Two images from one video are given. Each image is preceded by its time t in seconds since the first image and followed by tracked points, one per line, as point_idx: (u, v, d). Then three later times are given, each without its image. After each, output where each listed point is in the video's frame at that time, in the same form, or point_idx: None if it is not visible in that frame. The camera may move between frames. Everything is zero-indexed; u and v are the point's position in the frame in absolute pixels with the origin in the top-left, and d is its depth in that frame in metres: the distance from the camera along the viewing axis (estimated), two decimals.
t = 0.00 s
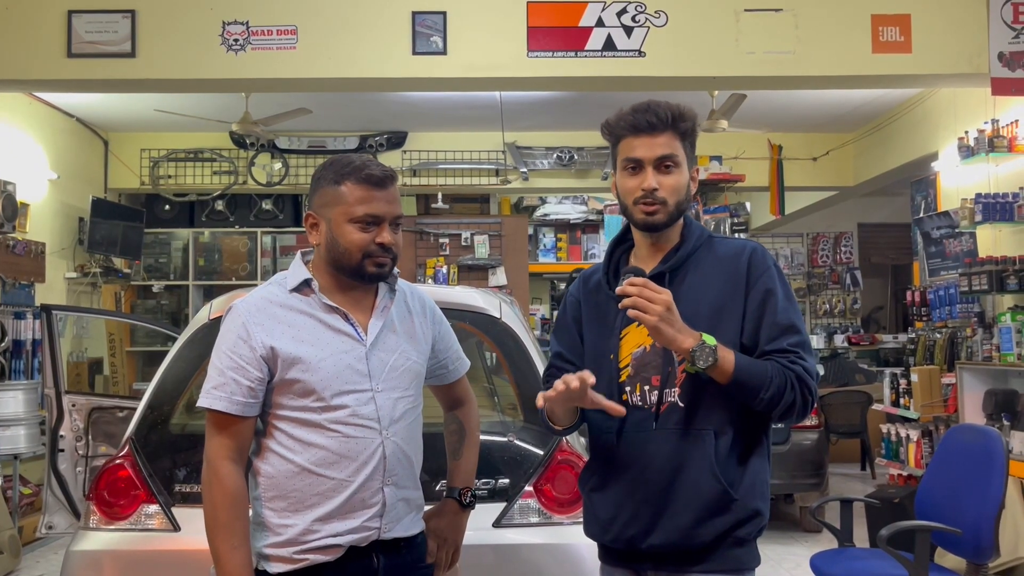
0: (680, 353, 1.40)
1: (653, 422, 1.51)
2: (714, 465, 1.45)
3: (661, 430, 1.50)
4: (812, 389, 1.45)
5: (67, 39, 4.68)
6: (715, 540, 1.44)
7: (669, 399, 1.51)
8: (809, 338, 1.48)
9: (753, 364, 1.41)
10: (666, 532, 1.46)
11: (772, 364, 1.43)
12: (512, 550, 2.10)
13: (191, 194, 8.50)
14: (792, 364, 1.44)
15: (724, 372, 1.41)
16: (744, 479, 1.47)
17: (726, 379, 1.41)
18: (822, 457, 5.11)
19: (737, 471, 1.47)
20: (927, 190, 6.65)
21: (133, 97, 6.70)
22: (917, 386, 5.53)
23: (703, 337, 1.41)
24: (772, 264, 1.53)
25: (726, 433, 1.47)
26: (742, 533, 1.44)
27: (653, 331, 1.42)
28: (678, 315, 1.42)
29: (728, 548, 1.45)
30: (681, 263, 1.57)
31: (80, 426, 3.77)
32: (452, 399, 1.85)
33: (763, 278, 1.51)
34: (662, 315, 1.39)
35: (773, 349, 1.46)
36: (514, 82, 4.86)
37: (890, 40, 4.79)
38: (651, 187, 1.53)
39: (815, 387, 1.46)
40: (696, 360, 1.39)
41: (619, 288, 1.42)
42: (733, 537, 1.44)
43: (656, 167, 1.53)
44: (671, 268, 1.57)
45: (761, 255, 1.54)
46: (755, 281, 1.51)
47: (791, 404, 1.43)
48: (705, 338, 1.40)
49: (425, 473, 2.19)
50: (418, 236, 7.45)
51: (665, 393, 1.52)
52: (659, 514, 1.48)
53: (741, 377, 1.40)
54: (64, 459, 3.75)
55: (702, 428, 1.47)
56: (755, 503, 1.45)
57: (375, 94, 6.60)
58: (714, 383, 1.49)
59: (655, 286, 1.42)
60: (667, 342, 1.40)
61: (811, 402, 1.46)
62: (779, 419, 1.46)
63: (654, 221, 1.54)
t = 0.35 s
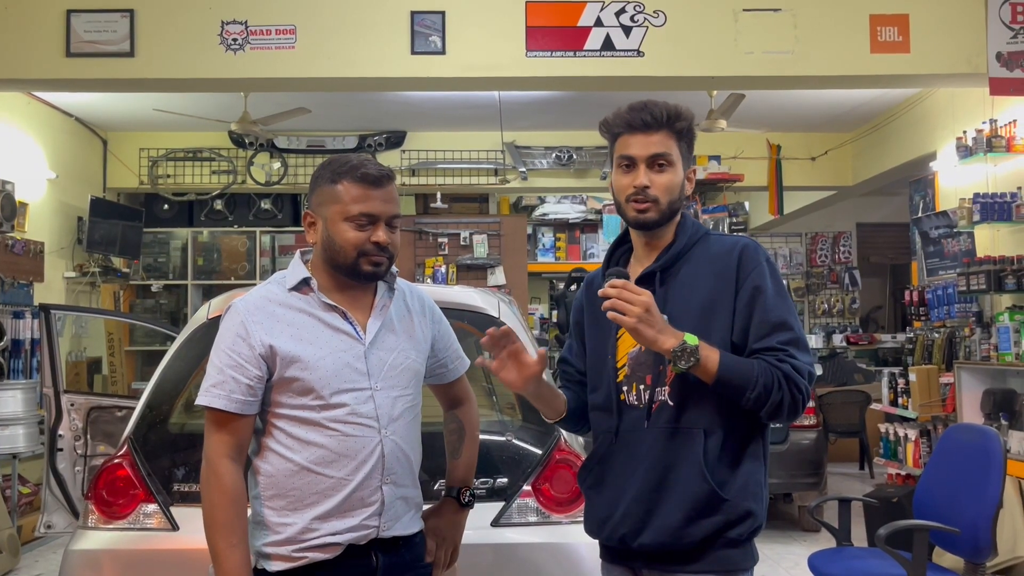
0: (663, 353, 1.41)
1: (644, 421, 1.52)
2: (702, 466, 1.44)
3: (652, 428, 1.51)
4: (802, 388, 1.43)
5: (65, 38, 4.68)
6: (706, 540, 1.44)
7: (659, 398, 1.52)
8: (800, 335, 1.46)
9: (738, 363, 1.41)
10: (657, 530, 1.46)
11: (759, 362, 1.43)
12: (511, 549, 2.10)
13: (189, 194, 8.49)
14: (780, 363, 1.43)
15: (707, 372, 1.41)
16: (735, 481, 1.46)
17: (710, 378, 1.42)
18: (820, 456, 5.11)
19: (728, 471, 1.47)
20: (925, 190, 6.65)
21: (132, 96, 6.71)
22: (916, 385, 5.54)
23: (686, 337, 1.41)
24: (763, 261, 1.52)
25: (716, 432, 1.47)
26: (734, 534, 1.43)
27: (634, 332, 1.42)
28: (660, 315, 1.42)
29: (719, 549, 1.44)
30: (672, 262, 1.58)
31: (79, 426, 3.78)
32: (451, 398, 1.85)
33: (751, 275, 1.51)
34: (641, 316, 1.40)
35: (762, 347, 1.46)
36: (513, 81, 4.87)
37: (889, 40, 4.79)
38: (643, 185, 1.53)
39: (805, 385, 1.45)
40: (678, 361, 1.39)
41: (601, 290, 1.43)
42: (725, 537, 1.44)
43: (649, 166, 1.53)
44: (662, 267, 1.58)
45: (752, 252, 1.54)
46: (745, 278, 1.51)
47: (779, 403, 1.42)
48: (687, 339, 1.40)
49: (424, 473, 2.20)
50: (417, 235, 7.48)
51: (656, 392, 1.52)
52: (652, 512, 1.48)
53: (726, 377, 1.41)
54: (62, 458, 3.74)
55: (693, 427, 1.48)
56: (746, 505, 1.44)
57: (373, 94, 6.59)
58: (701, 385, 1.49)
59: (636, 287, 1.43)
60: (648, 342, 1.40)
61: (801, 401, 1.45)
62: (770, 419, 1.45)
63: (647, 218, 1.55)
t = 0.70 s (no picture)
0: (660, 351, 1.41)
1: (644, 419, 1.52)
2: (701, 463, 1.44)
3: (652, 427, 1.51)
4: (800, 385, 1.43)
5: (63, 37, 4.67)
6: (704, 539, 1.44)
7: (659, 396, 1.52)
8: (797, 332, 1.46)
9: (735, 360, 1.41)
10: (656, 530, 1.46)
11: (756, 359, 1.42)
12: (510, 547, 2.10)
13: (188, 193, 8.49)
14: (777, 359, 1.43)
15: (705, 369, 1.41)
16: (734, 479, 1.46)
17: (709, 376, 1.42)
18: (819, 455, 5.12)
19: (726, 470, 1.47)
20: (924, 189, 6.66)
21: (130, 95, 6.71)
22: (915, 384, 5.54)
23: (683, 334, 1.41)
24: (759, 258, 1.52)
25: (714, 430, 1.47)
26: (733, 533, 1.43)
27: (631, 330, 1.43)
28: (658, 313, 1.42)
29: (718, 548, 1.44)
30: (669, 260, 1.58)
31: (78, 425, 3.78)
32: (450, 399, 1.85)
33: (748, 272, 1.50)
34: (638, 314, 1.40)
35: (760, 343, 1.46)
36: (512, 80, 4.86)
37: (887, 39, 4.79)
38: (637, 185, 1.53)
39: (802, 380, 1.44)
40: (675, 358, 1.39)
41: (598, 288, 1.44)
42: (724, 537, 1.44)
43: (644, 165, 1.54)
44: (660, 266, 1.58)
45: (749, 250, 1.54)
46: (742, 275, 1.51)
47: (777, 400, 1.41)
48: (685, 335, 1.40)
49: (421, 471, 2.20)
50: (416, 234, 7.52)
51: (656, 390, 1.52)
52: (650, 511, 1.48)
53: (724, 374, 1.41)
54: (61, 457, 3.74)
55: (691, 424, 1.47)
56: (745, 503, 1.43)
57: (373, 93, 6.59)
58: (702, 382, 1.48)
59: (633, 285, 1.43)
60: (646, 339, 1.40)
61: (799, 397, 1.44)
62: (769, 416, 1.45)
63: (641, 219, 1.55)
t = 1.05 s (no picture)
0: (670, 350, 1.40)
1: (646, 417, 1.51)
2: (706, 460, 1.44)
3: (654, 425, 1.50)
4: (804, 383, 1.44)
5: (62, 35, 4.67)
6: (708, 536, 1.44)
7: (661, 394, 1.52)
8: (800, 331, 1.47)
9: (742, 359, 1.41)
10: (658, 528, 1.46)
11: (762, 358, 1.42)
12: (509, 545, 2.10)
13: (188, 191, 8.49)
14: (783, 358, 1.43)
15: (714, 368, 1.41)
16: (737, 475, 1.46)
17: (716, 374, 1.41)
18: (819, 453, 5.11)
19: (731, 467, 1.47)
20: (924, 187, 6.67)
21: (130, 93, 6.70)
22: (915, 382, 5.55)
23: (694, 334, 1.40)
24: (763, 257, 1.52)
25: (718, 427, 1.47)
26: (737, 530, 1.43)
27: (642, 329, 1.42)
28: (668, 312, 1.41)
29: (721, 545, 1.44)
30: (672, 259, 1.57)
31: (77, 423, 3.77)
32: (443, 397, 1.85)
33: (753, 272, 1.50)
34: (650, 313, 1.39)
35: (765, 343, 1.46)
36: (511, 78, 4.86)
37: (887, 36, 4.78)
38: (645, 180, 1.53)
39: (807, 379, 1.45)
40: (685, 357, 1.39)
41: (607, 287, 1.42)
42: (727, 534, 1.44)
43: (651, 160, 1.53)
44: (662, 264, 1.56)
45: (752, 250, 1.54)
46: (746, 275, 1.51)
47: (784, 399, 1.42)
48: (694, 335, 1.40)
49: (419, 470, 2.20)
50: (416, 232, 7.61)
51: (657, 388, 1.52)
52: (652, 509, 1.48)
53: (730, 373, 1.40)
54: (60, 455, 3.74)
55: (694, 422, 1.47)
56: (748, 500, 1.44)
57: (372, 91, 6.58)
58: (706, 379, 1.48)
59: (644, 284, 1.42)
60: (657, 339, 1.39)
61: (803, 396, 1.45)
62: (772, 413, 1.45)
63: (648, 215, 1.54)
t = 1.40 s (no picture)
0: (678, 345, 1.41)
1: (649, 413, 1.51)
2: (712, 455, 1.45)
3: (658, 420, 1.50)
4: (807, 380, 1.45)
5: (61, 31, 4.66)
6: (712, 531, 1.44)
7: (665, 390, 1.51)
8: (801, 328, 1.48)
9: (749, 355, 1.41)
10: (663, 523, 1.46)
11: (767, 354, 1.43)
12: (509, 543, 2.10)
13: (188, 188, 8.49)
14: (786, 355, 1.44)
15: (720, 363, 1.41)
16: (739, 470, 1.48)
17: (722, 369, 1.41)
18: (819, 451, 5.11)
19: (735, 461, 1.49)
20: (924, 184, 6.67)
21: (129, 91, 6.68)
22: (915, 379, 5.55)
23: (700, 328, 1.41)
24: (764, 255, 1.53)
25: (722, 422, 1.48)
26: (739, 523, 1.45)
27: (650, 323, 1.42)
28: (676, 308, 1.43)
29: (726, 539, 1.45)
30: (675, 255, 1.56)
31: (77, 421, 3.79)
32: (439, 392, 1.85)
33: (757, 269, 1.51)
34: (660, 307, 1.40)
35: (767, 339, 1.46)
36: (511, 75, 4.85)
37: (888, 34, 4.78)
38: (641, 175, 1.52)
39: (808, 376, 1.47)
40: (693, 351, 1.39)
41: (617, 279, 1.43)
42: (730, 527, 1.45)
43: (647, 156, 1.53)
44: (666, 260, 1.55)
45: (754, 248, 1.54)
46: (749, 273, 1.51)
47: (786, 394, 1.43)
48: (701, 329, 1.41)
49: (418, 468, 2.20)
50: (416, 230, 7.61)
51: (661, 384, 1.51)
52: (656, 505, 1.47)
53: (738, 368, 1.40)
54: (60, 453, 3.74)
55: (699, 417, 1.48)
56: (751, 493, 1.46)
57: (372, 88, 6.58)
58: (710, 374, 1.49)
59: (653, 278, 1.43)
60: (666, 333, 1.40)
61: (805, 392, 1.47)
62: (773, 409, 1.46)
63: (647, 209, 1.54)
